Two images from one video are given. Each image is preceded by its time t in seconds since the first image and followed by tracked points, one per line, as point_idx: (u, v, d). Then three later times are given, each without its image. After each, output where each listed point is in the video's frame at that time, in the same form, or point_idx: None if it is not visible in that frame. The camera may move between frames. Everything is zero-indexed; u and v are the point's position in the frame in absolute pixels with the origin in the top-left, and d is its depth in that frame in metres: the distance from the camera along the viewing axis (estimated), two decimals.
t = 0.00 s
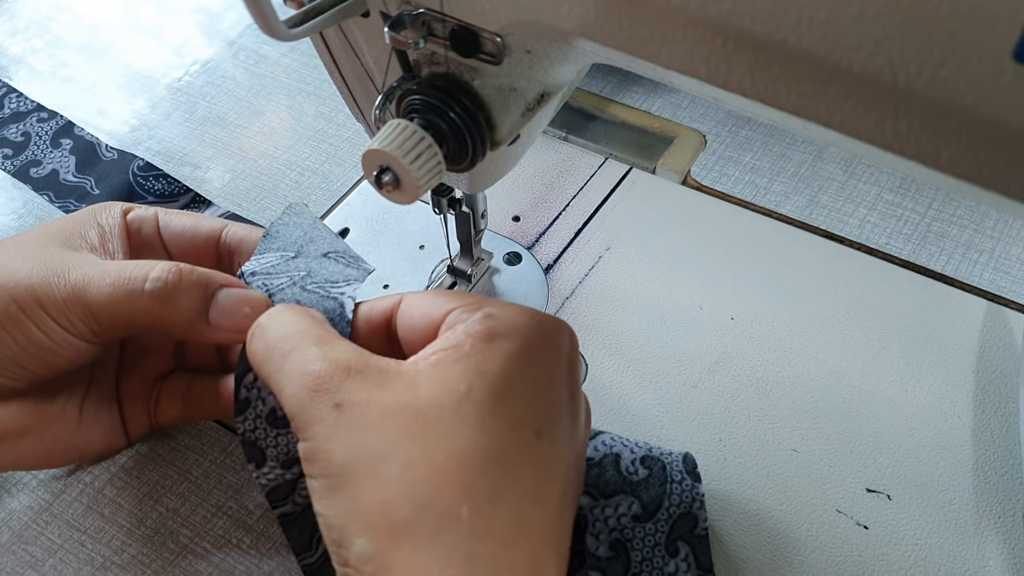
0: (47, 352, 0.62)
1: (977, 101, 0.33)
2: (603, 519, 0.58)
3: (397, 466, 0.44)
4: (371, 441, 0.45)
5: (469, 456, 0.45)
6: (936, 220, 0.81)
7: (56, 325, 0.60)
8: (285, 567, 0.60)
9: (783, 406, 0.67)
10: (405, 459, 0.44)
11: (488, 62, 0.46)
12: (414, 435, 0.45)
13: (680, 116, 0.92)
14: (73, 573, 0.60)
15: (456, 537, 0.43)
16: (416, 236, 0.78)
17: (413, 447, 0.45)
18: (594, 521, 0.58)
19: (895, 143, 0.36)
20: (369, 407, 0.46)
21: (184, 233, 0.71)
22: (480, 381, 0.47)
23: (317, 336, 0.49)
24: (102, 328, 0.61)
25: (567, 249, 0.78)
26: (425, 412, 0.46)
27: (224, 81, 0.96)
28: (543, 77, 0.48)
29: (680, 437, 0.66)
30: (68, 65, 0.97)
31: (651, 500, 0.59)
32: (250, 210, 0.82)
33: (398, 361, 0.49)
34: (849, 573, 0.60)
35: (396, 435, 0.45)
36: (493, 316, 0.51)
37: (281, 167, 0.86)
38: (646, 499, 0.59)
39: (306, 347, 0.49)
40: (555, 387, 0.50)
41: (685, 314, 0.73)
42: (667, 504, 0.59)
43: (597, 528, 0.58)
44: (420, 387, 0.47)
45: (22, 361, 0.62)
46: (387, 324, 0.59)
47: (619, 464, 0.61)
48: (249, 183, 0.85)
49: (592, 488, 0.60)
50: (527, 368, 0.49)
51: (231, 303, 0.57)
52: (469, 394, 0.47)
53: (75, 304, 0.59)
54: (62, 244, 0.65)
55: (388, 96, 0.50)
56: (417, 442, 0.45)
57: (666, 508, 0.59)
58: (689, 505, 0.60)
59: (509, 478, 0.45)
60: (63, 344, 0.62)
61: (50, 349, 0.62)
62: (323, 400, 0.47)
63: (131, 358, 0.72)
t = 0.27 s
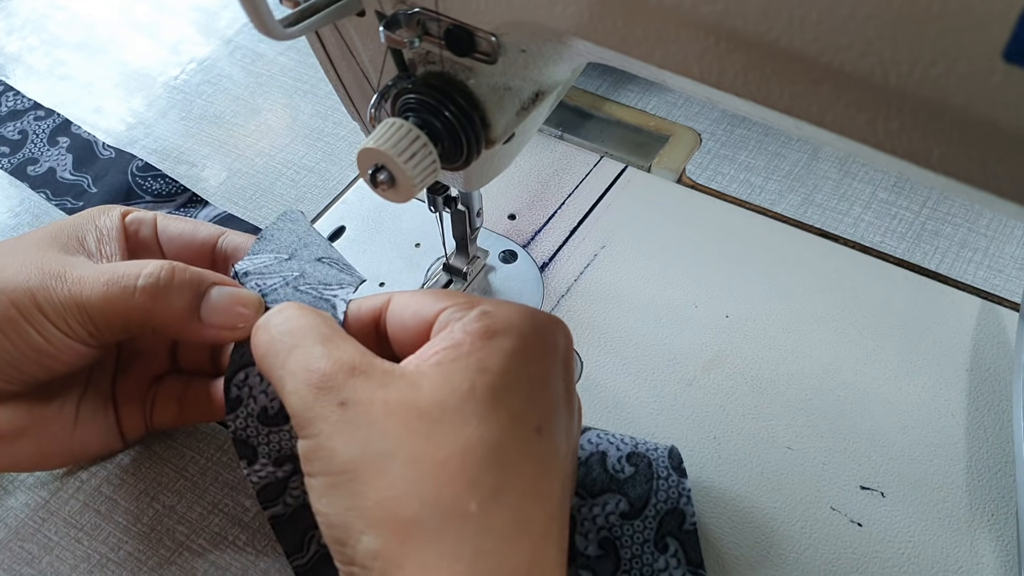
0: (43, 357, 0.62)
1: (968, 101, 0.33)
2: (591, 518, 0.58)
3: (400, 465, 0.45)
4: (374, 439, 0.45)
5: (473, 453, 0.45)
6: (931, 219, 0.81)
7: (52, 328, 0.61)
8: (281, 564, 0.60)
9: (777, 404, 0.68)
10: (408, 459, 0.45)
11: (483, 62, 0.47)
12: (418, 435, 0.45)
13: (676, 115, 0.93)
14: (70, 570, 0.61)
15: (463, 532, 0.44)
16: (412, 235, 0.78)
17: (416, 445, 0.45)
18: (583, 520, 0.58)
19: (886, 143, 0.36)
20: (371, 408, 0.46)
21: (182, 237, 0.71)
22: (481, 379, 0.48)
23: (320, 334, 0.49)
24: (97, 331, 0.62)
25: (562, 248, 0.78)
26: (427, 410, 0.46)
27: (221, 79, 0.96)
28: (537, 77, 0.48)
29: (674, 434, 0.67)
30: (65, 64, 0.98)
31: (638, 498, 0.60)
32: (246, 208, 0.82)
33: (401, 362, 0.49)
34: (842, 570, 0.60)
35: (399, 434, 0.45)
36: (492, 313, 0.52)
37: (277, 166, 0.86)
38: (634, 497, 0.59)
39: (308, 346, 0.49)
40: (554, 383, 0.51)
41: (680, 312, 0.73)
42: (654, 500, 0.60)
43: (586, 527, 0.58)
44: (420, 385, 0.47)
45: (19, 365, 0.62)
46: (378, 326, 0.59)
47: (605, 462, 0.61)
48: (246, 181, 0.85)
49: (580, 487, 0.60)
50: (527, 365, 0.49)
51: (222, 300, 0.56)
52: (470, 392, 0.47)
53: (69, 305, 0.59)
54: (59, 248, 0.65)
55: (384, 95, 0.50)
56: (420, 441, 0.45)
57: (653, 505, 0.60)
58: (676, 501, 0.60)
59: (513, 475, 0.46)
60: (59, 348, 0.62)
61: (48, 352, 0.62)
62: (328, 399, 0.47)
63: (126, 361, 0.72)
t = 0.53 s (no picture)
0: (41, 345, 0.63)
1: (965, 91, 0.33)
2: (588, 511, 0.59)
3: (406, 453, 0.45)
4: (380, 428, 0.45)
5: (479, 443, 0.45)
6: (929, 213, 0.81)
7: (47, 314, 0.61)
8: (280, 556, 0.60)
9: (775, 397, 0.68)
10: (414, 447, 0.45)
11: (482, 54, 0.47)
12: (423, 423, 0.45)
13: (675, 110, 0.93)
14: (69, 562, 0.61)
15: (468, 523, 0.44)
16: (410, 229, 0.78)
17: (420, 435, 0.45)
18: (581, 513, 0.59)
19: (884, 133, 0.36)
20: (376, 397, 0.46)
21: (178, 227, 0.71)
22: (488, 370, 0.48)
23: (320, 324, 0.49)
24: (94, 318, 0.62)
25: (561, 242, 0.78)
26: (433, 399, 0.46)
27: (219, 74, 0.96)
28: (536, 68, 0.48)
29: (673, 428, 0.67)
30: (64, 58, 0.98)
31: (635, 490, 0.60)
32: (244, 202, 0.82)
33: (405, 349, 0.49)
34: (839, 562, 0.60)
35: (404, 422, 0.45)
36: (498, 303, 0.51)
37: (276, 160, 0.86)
38: (631, 490, 0.60)
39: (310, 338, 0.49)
40: (560, 375, 0.51)
41: (678, 307, 0.73)
42: (652, 493, 0.60)
43: (583, 520, 0.59)
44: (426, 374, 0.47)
45: (16, 354, 0.62)
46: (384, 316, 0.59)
47: (602, 455, 0.61)
48: (244, 175, 0.85)
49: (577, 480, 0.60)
50: (532, 356, 0.49)
51: (218, 283, 0.56)
52: (477, 382, 0.47)
53: (65, 292, 0.59)
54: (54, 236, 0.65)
55: (383, 88, 0.50)
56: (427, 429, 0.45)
57: (650, 497, 0.60)
58: (673, 494, 0.60)
59: (518, 465, 0.46)
60: (58, 336, 0.63)
61: (46, 340, 0.62)
62: (333, 387, 0.47)
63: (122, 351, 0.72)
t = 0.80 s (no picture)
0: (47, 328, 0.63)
1: (961, 81, 0.33)
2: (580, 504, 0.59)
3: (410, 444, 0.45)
4: (381, 421, 0.45)
5: (485, 435, 0.45)
6: (925, 208, 0.82)
7: (51, 296, 0.61)
8: (278, 549, 0.60)
9: (771, 391, 0.68)
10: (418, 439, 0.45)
11: (480, 45, 0.47)
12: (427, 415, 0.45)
13: (672, 105, 0.93)
14: (66, 555, 0.61)
15: (477, 517, 0.43)
16: (408, 223, 0.78)
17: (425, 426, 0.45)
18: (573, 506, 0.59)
19: (880, 124, 0.37)
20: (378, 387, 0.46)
21: (183, 219, 0.71)
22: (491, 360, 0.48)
23: (326, 313, 0.50)
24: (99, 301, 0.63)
25: (558, 236, 0.78)
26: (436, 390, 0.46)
27: (217, 68, 0.96)
28: (533, 60, 0.48)
29: (670, 421, 0.67)
30: (61, 52, 0.97)
31: (628, 483, 0.60)
32: (242, 196, 0.82)
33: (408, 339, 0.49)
34: (836, 555, 0.60)
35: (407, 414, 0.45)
36: (500, 295, 0.52)
37: (273, 154, 0.86)
38: (623, 482, 0.60)
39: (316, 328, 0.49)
40: (563, 364, 0.51)
41: (675, 301, 0.73)
42: (644, 485, 0.60)
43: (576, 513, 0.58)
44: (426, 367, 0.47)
45: (23, 337, 0.63)
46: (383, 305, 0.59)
47: (595, 449, 0.61)
48: (242, 169, 0.85)
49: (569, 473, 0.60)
50: (535, 345, 0.50)
51: (219, 260, 0.57)
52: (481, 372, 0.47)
53: (69, 273, 0.60)
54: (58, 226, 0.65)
55: (380, 79, 0.50)
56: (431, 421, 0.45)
57: (642, 490, 0.60)
58: (665, 486, 0.61)
59: (527, 458, 0.46)
60: (62, 319, 0.63)
61: (52, 323, 0.63)
62: (344, 374, 0.47)
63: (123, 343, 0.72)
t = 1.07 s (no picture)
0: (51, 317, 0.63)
1: (957, 71, 0.34)
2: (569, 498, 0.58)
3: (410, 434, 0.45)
4: (380, 412, 0.46)
5: (478, 424, 0.45)
6: (922, 203, 0.82)
7: (48, 285, 0.61)
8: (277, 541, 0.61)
9: (769, 384, 0.68)
10: (418, 430, 0.45)
11: (480, 37, 0.47)
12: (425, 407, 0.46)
13: (671, 100, 0.93)
14: (65, 547, 0.61)
15: (468, 506, 0.43)
16: (407, 217, 0.78)
17: (422, 417, 0.45)
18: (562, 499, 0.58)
19: (877, 115, 0.37)
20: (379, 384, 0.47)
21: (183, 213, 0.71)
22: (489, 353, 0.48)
23: (325, 312, 0.50)
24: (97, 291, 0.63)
25: (557, 230, 0.79)
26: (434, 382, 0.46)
27: (215, 62, 0.96)
28: (533, 53, 0.48)
29: (668, 415, 0.67)
30: (60, 47, 0.97)
31: (616, 475, 0.60)
32: (241, 190, 0.82)
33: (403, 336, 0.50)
34: (833, 547, 0.61)
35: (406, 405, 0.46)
36: (499, 286, 0.52)
37: (272, 148, 0.86)
38: (612, 475, 0.59)
39: (313, 324, 0.50)
40: (562, 356, 0.51)
41: (673, 295, 0.73)
42: (631, 477, 0.60)
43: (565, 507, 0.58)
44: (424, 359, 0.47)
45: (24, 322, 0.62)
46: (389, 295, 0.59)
47: (582, 442, 0.61)
48: (240, 163, 0.85)
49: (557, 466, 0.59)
50: (532, 336, 0.50)
51: (217, 249, 0.58)
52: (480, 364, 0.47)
53: (66, 263, 0.60)
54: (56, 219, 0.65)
55: (380, 71, 0.50)
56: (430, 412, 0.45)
57: (630, 481, 0.60)
58: (653, 477, 0.61)
59: (520, 448, 0.46)
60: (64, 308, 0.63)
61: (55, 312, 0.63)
62: (332, 374, 0.47)
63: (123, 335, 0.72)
